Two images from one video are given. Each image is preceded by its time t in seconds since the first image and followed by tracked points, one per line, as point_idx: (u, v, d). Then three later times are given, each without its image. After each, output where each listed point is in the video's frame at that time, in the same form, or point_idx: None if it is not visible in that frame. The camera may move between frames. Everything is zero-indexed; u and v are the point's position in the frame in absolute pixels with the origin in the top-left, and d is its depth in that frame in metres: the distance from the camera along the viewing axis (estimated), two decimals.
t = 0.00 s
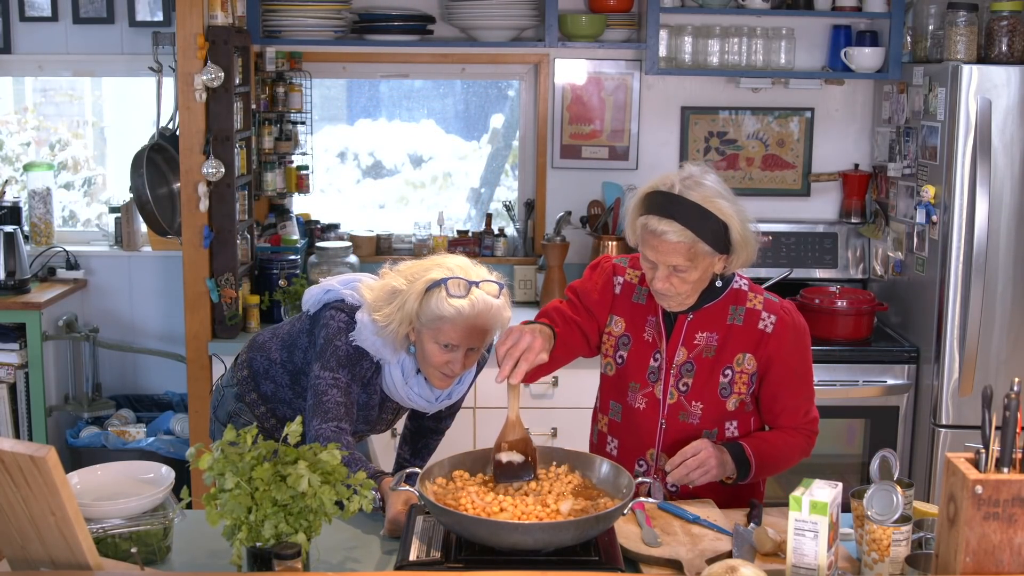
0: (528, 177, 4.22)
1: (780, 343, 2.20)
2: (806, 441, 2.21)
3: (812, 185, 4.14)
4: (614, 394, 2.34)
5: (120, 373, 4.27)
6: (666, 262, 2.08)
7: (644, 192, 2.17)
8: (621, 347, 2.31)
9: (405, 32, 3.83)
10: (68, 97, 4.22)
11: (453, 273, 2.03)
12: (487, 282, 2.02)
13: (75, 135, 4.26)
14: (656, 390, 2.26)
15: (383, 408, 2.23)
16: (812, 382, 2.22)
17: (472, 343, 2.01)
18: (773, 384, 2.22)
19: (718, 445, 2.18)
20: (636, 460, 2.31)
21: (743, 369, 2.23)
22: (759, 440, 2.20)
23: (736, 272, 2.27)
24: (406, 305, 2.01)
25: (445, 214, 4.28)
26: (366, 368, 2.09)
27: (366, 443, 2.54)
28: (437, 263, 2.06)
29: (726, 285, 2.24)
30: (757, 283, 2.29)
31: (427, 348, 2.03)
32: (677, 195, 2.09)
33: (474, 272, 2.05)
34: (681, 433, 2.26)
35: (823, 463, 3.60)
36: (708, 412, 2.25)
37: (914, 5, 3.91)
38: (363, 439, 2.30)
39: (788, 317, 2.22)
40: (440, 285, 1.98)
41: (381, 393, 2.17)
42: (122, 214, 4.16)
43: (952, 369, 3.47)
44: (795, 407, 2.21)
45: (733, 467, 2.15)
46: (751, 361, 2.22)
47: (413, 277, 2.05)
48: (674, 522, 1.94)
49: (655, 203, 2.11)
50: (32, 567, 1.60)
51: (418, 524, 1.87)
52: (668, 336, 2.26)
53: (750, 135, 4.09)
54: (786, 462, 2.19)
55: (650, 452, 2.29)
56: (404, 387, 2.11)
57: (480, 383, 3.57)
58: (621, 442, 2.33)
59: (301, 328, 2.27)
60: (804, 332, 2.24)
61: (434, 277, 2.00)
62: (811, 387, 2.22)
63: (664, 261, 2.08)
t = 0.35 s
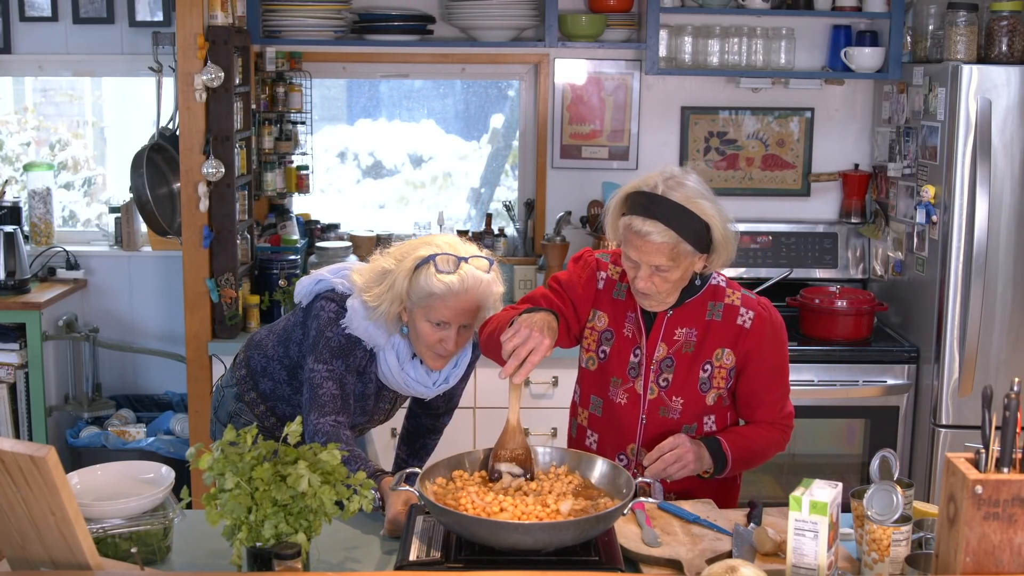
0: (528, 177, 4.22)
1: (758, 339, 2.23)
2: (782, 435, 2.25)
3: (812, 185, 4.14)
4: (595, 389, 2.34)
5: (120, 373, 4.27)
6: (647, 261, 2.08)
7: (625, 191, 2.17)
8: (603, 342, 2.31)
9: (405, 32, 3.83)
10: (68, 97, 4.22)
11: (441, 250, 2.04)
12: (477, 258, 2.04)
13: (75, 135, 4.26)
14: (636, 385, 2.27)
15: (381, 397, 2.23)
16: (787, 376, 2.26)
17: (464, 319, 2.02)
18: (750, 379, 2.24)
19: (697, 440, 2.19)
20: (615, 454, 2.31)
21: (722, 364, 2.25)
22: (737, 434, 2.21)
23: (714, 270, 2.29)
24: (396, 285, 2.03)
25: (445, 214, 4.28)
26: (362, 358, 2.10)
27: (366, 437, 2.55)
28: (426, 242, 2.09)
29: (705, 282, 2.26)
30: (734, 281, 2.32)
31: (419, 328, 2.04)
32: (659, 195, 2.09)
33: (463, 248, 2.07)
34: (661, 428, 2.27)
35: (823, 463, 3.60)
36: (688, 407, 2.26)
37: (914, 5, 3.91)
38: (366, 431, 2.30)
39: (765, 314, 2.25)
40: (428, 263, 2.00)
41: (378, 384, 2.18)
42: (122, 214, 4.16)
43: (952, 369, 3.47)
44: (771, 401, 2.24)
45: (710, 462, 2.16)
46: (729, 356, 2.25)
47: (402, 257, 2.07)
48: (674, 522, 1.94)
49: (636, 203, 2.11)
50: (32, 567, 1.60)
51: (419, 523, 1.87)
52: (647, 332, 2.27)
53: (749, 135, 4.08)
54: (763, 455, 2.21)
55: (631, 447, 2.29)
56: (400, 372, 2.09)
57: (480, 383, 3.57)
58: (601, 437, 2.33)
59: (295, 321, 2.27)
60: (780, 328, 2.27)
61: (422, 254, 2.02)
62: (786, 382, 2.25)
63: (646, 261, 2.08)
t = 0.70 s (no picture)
0: (528, 177, 4.22)
1: (739, 338, 2.23)
2: (763, 433, 2.26)
3: (812, 185, 4.14)
4: (577, 392, 2.33)
5: (120, 373, 4.27)
6: (631, 262, 2.08)
7: (608, 191, 2.17)
8: (583, 345, 2.31)
9: (405, 32, 3.83)
10: (68, 97, 4.22)
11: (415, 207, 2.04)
12: (453, 213, 2.04)
13: (75, 135, 4.26)
14: (619, 386, 2.27)
15: (375, 376, 2.24)
16: (767, 375, 2.27)
17: (449, 275, 2.01)
18: (732, 377, 2.25)
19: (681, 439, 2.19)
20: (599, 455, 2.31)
21: (703, 363, 2.25)
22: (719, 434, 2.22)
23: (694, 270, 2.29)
24: (374, 250, 2.03)
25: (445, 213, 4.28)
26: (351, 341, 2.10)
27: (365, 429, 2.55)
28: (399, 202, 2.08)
29: (685, 283, 2.26)
30: (714, 280, 2.32)
31: (404, 291, 2.03)
32: (642, 195, 2.09)
33: (438, 205, 2.06)
34: (645, 427, 2.27)
35: (823, 463, 3.60)
36: (671, 406, 2.26)
37: (914, 5, 3.91)
38: (362, 417, 2.31)
39: (745, 312, 2.25)
40: (404, 221, 2.00)
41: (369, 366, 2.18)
42: (122, 214, 4.16)
43: (952, 369, 3.47)
44: (752, 401, 2.25)
45: (695, 461, 2.15)
46: (711, 355, 2.25)
47: (375, 223, 2.06)
48: (674, 522, 1.94)
49: (620, 203, 2.11)
50: (32, 567, 1.60)
51: (419, 524, 1.87)
52: (629, 333, 2.27)
53: (750, 135, 4.08)
54: (746, 453, 2.22)
55: (615, 448, 2.29)
56: (393, 343, 2.10)
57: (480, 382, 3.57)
58: (585, 439, 2.33)
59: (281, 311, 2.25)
60: (760, 327, 2.27)
61: (397, 215, 2.02)
62: (766, 380, 2.26)
63: (629, 261, 2.08)
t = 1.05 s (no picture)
0: (528, 177, 4.22)
1: (726, 334, 2.24)
2: (754, 429, 2.25)
3: (812, 185, 4.14)
4: (566, 394, 2.34)
5: (120, 373, 4.27)
6: (620, 242, 2.09)
7: (595, 180, 2.19)
8: (570, 347, 2.31)
9: (405, 32, 3.83)
10: (68, 97, 4.22)
11: (356, 134, 2.05)
12: (397, 135, 2.06)
13: (75, 135, 4.26)
14: (608, 386, 2.27)
15: (361, 336, 2.23)
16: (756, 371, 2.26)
17: (406, 197, 2.03)
18: (720, 374, 2.25)
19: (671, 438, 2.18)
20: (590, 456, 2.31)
21: (692, 361, 2.26)
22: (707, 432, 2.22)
23: (678, 269, 2.30)
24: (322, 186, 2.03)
25: (445, 213, 4.28)
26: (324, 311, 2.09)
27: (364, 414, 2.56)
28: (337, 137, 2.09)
29: (670, 281, 2.26)
30: (700, 278, 2.33)
31: (364, 223, 2.05)
32: (634, 177, 2.12)
33: (379, 129, 2.08)
34: (635, 427, 2.27)
35: (823, 463, 3.60)
36: (661, 405, 2.26)
37: (914, 5, 3.91)
38: (361, 387, 2.34)
39: (732, 308, 2.25)
40: (351, 150, 2.02)
41: (351, 328, 2.19)
42: (122, 214, 4.16)
43: (952, 369, 3.47)
44: (740, 398, 2.25)
45: (685, 459, 2.15)
46: (699, 352, 2.25)
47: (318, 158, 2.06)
48: (674, 522, 1.94)
49: (612, 187, 2.13)
50: (32, 567, 1.60)
51: (419, 523, 1.87)
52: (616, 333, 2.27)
53: (749, 135, 4.08)
54: (736, 450, 2.21)
55: (606, 449, 2.29)
56: (371, 293, 2.11)
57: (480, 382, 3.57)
58: (576, 441, 2.33)
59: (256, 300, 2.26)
60: (747, 323, 2.27)
61: (341, 147, 2.03)
62: (755, 376, 2.25)
63: (618, 242, 2.09)
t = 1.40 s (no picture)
0: (528, 177, 4.22)
1: (723, 327, 2.25)
2: (752, 419, 2.26)
3: (812, 185, 4.14)
4: (566, 396, 2.32)
5: (120, 372, 4.27)
6: (619, 224, 2.12)
7: (590, 171, 2.25)
8: (568, 348, 2.31)
9: (405, 32, 3.84)
10: (68, 97, 4.22)
11: (319, 83, 2.15)
12: (360, 82, 2.16)
13: (75, 135, 4.26)
14: (609, 385, 2.26)
15: (343, 305, 2.27)
16: (752, 362, 2.28)
17: (370, 146, 2.14)
18: (720, 366, 2.25)
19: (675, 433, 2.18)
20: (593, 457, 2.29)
21: (691, 355, 2.26)
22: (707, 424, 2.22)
23: (670, 266, 2.32)
24: (287, 137, 2.15)
25: (445, 214, 4.28)
26: (285, 286, 2.18)
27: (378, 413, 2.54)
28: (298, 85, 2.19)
29: (664, 276, 2.28)
30: (692, 274, 2.34)
31: (328, 171, 2.16)
32: (639, 165, 2.18)
33: (342, 76, 2.18)
34: (638, 425, 2.26)
35: (823, 463, 3.60)
36: (662, 401, 2.25)
37: (914, 5, 3.91)
38: (358, 359, 2.32)
39: (726, 300, 2.27)
40: (313, 102, 2.13)
41: (334, 296, 2.25)
42: (122, 214, 4.17)
43: (952, 369, 3.47)
44: (738, 388, 2.26)
45: (691, 453, 2.14)
46: (697, 346, 2.26)
47: (279, 109, 2.18)
48: (674, 522, 1.94)
49: (609, 169, 2.19)
50: (32, 567, 1.60)
51: (419, 523, 1.88)
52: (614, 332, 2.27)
53: (749, 135, 4.08)
54: (738, 441, 2.22)
55: (609, 448, 2.28)
56: (346, 248, 2.21)
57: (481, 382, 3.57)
58: (578, 443, 2.32)
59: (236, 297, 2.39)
60: (741, 315, 2.29)
61: (303, 98, 2.14)
62: (751, 367, 2.27)
63: (618, 223, 2.12)
